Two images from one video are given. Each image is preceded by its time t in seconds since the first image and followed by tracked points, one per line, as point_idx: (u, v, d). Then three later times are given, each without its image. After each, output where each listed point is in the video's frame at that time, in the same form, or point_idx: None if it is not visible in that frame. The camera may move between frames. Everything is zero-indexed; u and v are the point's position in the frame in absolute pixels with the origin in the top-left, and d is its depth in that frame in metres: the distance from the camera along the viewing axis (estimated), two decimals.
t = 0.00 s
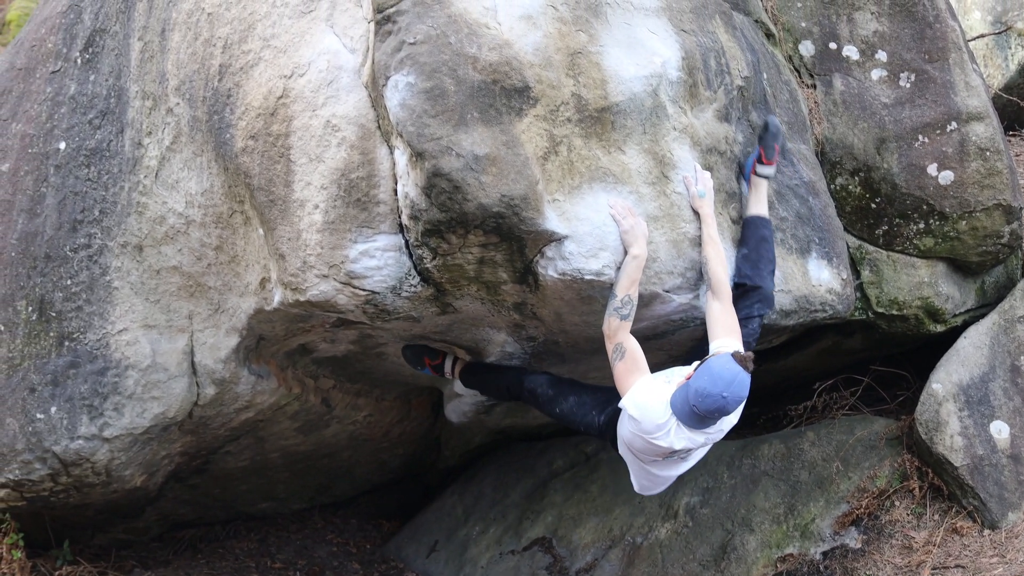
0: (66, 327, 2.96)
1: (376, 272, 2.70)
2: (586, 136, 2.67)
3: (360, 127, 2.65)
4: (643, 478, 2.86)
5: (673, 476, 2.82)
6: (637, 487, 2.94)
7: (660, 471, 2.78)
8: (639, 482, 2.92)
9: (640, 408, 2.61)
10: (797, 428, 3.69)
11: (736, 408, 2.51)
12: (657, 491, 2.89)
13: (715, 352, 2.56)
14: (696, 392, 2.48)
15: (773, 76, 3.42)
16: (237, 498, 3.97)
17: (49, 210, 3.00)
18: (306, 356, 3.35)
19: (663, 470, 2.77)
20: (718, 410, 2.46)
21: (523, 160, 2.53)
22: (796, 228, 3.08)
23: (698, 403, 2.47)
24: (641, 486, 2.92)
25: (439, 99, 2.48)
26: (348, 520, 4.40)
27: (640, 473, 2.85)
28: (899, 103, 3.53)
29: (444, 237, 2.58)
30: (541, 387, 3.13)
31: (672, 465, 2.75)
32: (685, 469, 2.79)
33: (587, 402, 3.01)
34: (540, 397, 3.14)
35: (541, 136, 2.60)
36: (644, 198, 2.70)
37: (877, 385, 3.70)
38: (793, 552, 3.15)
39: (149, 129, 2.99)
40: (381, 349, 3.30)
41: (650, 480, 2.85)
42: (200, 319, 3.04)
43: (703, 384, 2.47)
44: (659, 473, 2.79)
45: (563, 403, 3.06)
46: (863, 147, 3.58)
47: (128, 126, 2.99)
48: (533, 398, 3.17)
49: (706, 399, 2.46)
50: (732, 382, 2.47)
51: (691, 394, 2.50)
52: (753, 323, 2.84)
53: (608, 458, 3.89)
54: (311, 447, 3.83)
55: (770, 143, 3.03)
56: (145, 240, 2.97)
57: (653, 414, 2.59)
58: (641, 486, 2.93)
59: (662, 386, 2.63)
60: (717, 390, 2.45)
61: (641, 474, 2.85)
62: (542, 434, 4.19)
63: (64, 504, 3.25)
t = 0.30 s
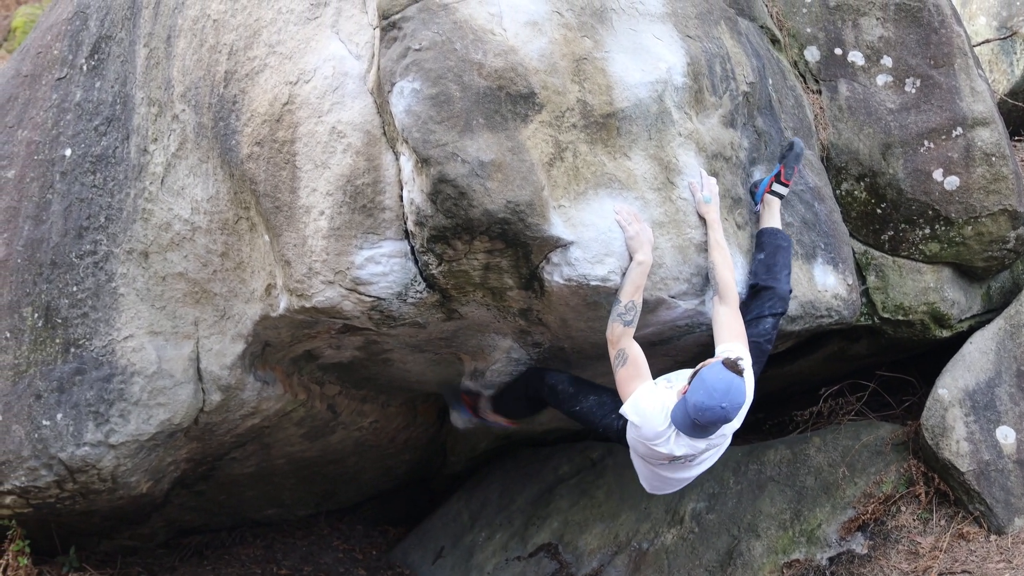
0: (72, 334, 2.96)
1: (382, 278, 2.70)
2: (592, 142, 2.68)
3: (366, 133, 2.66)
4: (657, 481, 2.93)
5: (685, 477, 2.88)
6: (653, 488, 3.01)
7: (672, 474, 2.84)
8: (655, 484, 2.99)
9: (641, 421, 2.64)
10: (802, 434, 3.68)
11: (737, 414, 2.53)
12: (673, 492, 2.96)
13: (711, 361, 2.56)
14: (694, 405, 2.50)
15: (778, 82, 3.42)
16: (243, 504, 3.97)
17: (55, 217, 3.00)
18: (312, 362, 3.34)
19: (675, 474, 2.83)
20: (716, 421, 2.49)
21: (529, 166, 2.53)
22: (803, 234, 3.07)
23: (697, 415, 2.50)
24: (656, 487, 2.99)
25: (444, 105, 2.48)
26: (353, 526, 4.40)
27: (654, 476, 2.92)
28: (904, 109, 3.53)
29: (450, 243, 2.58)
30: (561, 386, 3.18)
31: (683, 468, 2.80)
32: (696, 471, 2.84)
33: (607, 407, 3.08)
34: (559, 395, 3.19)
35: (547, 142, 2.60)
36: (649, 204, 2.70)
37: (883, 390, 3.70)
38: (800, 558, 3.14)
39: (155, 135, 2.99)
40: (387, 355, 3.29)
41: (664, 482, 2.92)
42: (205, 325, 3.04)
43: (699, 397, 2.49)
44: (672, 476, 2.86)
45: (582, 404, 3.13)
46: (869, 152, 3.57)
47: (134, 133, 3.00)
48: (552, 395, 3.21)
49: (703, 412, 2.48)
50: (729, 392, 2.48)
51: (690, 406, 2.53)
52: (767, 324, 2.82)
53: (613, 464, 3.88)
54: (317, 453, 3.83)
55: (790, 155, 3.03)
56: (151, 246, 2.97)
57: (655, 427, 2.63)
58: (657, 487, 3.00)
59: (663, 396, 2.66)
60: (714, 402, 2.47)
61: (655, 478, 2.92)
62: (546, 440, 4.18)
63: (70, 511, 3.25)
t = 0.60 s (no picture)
0: (77, 339, 2.97)
1: (386, 283, 2.70)
2: (595, 147, 2.69)
3: (370, 138, 2.67)
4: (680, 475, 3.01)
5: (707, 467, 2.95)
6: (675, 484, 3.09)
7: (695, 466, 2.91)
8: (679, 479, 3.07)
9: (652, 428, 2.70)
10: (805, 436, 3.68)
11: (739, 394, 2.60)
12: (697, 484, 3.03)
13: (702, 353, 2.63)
14: (698, 399, 2.57)
15: (781, 86, 3.43)
16: (249, 508, 3.98)
17: (61, 223, 3.02)
18: (316, 367, 3.35)
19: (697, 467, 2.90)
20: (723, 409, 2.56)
21: (532, 170, 2.55)
22: (805, 238, 3.08)
23: (703, 408, 2.56)
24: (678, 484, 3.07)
25: (448, 111, 2.49)
26: (359, 530, 4.41)
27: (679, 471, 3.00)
28: (906, 113, 3.54)
29: (454, 248, 2.59)
30: (597, 388, 3.25)
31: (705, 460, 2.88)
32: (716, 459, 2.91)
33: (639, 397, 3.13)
34: (597, 398, 3.27)
35: (550, 147, 2.61)
36: (652, 209, 2.71)
37: (886, 393, 3.71)
38: (803, 560, 3.14)
39: (160, 142, 3.00)
40: (392, 359, 3.30)
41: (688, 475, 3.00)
42: (211, 330, 3.06)
43: (701, 391, 2.56)
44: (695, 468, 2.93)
45: (620, 403, 3.19)
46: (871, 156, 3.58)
47: (139, 139, 3.01)
48: (591, 399, 3.29)
49: (709, 404, 2.55)
50: (727, 377, 2.56)
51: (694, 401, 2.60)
52: (766, 288, 2.85)
53: (617, 467, 3.89)
54: (322, 458, 3.84)
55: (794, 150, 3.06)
56: (156, 252, 2.99)
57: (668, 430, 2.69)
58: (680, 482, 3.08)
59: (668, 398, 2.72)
60: (715, 391, 2.54)
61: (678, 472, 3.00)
62: (550, 443, 4.19)
63: (76, 516, 3.26)
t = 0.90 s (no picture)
0: (77, 339, 2.98)
1: (385, 283, 2.72)
2: (593, 149, 2.71)
3: (369, 140, 2.68)
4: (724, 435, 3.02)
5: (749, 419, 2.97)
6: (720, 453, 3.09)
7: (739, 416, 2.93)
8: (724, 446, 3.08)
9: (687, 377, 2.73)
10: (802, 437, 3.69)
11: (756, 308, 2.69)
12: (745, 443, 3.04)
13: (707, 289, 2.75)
14: (718, 320, 2.65)
15: (778, 89, 3.45)
16: (247, 508, 4.00)
17: (61, 223, 3.03)
18: (315, 367, 3.36)
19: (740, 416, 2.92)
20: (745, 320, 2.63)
21: (531, 172, 2.56)
22: (802, 240, 3.09)
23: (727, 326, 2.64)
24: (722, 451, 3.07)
25: (447, 112, 2.51)
26: (357, 530, 4.42)
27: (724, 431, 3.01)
28: (903, 116, 3.55)
29: (452, 249, 2.60)
30: (637, 386, 3.14)
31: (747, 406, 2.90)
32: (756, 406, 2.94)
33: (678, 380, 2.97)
34: (640, 395, 3.14)
35: (549, 149, 2.63)
36: (650, 211, 2.73)
37: (882, 394, 3.71)
38: (799, 561, 3.15)
39: (160, 143, 3.02)
40: (390, 360, 3.31)
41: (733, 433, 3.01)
42: (210, 330, 3.07)
43: (717, 311, 2.65)
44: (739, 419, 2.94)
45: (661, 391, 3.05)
46: (867, 159, 3.60)
47: (139, 139, 3.02)
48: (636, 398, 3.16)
49: (729, 319, 2.63)
50: (739, 290, 2.66)
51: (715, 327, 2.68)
52: (749, 228, 2.89)
53: (614, 468, 3.91)
54: (320, 457, 3.85)
55: (783, 145, 3.17)
56: (156, 252, 3.00)
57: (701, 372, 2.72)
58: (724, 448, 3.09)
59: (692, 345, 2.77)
60: (732, 302, 2.63)
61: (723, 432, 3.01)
62: (548, 443, 4.20)
63: (76, 515, 3.27)
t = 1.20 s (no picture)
0: (79, 341, 3.04)
1: (382, 285, 2.76)
2: (587, 152, 2.75)
3: (366, 143, 2.72)
4: (731, 390, 2.86)
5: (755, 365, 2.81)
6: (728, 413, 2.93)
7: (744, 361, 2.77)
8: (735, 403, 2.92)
9: (679, 317, 2.60)
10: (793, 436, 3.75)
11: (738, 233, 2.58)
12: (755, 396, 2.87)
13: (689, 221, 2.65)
14: (699, 245, 2.54)
15: (769, 92, 3.49)
16: (247, 507, 4.04)
17: (63, 227, 3.10)
18: (313, 368, 3.40)
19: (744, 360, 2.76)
20: (728, 242, 2.52)
21: (526, 175, 2.60)
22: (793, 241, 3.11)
23: (709, 251, 2.52)
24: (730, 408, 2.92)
25: (443, 116, 2.55)
26: (355, 528, 4.46)
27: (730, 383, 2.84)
28: (893, 118, 3.60)
29: (448, 251, 2.65)
30: (636, 386, 3.22)
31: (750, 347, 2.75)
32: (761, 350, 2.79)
33: (676, 376, 3.08)
34: (641, 395, 3.21)
35: (544, 152, 2.67)
36: (643, 212, 2.77)
37: (872, 393, 3.77)
38: (791, 557, 3.20)
39: (160, 147, 3.06)
40: (388, 361, 3.35)
41: (740, 384, 2.85)
42: (210, 331, 3.11)
43: (698, 235, 2.54)
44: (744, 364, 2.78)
45: (661, 389, 3.13)
46: (857, 161, 3.64)
47: (140, 144, 3.07)
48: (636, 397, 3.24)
49: (710, 242, 2.51)
50: (717, 214, 2.56)
51: (699, 255, 2.57)
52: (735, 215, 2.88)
53: (609, 466, 3.95)
54: (318, 457, 3.89)
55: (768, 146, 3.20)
56: (156, 255, 3.04)
57: (692, 307, 2.60)
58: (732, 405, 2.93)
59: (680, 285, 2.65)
60: (712, 225, 2.52)
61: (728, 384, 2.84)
62: (544, 442, 4.24)
63: (78, 514, 3.32)
